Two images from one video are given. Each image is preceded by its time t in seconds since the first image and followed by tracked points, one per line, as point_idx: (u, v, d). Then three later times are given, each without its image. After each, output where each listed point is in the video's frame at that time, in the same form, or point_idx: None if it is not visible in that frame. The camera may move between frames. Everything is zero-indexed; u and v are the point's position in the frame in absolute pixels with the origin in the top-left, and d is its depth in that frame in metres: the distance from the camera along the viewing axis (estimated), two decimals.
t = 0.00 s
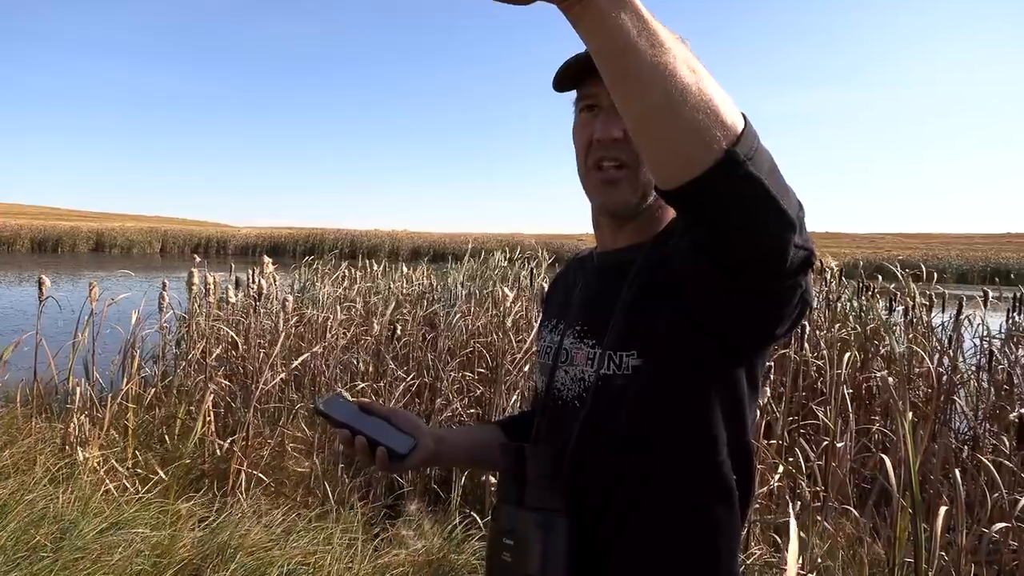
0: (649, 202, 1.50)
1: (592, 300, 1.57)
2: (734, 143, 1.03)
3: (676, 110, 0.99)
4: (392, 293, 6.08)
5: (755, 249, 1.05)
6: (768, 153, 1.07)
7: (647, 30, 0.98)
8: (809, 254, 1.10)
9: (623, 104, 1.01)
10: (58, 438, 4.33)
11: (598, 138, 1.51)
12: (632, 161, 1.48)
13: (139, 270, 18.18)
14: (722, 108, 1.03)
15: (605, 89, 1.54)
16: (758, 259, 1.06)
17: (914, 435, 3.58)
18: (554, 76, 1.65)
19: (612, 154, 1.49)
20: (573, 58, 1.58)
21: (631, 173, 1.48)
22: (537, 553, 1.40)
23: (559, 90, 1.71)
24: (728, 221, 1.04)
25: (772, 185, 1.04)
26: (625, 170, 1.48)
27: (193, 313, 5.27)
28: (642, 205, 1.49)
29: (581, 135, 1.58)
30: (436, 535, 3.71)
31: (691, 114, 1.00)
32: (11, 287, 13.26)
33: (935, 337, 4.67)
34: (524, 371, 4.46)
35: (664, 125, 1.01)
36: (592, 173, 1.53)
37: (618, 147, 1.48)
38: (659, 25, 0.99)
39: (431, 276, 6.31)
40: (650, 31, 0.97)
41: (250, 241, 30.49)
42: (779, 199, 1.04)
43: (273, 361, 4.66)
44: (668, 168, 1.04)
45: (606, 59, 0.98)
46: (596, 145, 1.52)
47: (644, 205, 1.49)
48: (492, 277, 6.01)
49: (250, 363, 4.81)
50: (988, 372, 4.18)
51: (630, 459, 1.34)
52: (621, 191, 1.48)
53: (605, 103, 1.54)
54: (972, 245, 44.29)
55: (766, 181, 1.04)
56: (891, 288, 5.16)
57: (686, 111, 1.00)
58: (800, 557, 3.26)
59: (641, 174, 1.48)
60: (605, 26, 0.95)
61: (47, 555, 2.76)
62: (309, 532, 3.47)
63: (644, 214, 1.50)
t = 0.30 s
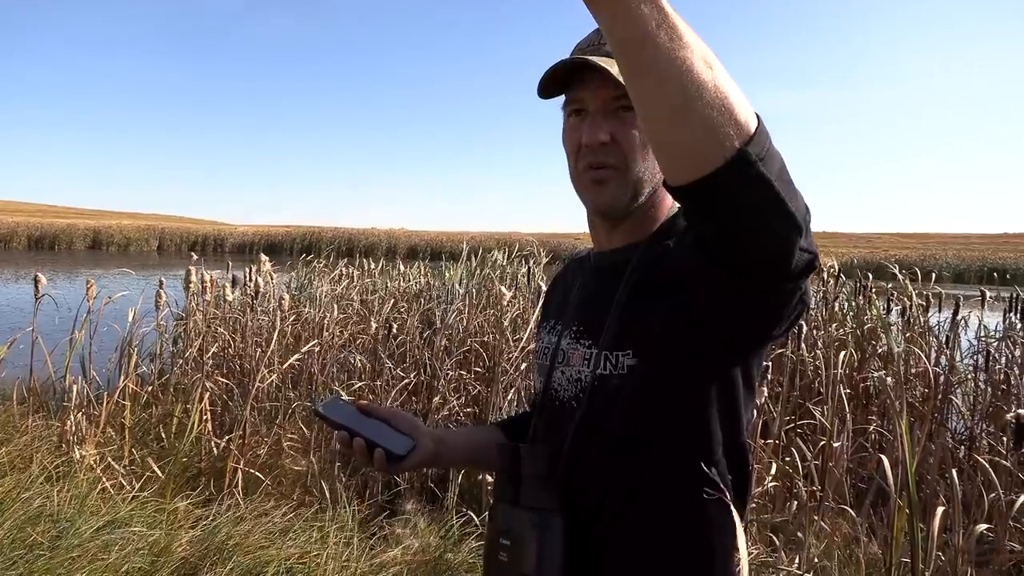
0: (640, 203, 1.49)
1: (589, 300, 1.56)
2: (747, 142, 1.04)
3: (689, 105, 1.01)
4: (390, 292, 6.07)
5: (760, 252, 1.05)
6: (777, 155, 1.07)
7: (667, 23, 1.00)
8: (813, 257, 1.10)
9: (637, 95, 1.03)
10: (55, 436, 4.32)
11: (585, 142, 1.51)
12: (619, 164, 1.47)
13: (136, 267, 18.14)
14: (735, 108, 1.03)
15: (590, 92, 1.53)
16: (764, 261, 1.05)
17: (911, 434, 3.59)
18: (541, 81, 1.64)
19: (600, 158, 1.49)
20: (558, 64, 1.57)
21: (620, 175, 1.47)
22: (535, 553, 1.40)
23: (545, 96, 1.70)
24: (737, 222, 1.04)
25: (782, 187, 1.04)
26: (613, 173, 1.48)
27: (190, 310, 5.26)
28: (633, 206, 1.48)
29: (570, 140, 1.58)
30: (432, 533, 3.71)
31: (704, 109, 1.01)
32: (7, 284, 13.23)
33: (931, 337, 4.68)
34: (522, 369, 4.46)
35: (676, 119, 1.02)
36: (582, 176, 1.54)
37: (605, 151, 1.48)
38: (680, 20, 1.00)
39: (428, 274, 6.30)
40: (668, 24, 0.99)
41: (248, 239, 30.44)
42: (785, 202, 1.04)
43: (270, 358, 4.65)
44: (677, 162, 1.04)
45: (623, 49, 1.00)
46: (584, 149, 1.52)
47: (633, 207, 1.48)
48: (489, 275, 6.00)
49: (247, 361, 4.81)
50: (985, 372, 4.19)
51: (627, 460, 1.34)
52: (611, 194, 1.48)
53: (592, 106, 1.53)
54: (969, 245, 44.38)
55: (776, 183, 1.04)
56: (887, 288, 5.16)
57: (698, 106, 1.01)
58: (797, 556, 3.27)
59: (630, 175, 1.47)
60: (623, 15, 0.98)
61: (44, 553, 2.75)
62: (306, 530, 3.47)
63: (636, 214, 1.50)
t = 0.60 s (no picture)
0: (640, 204, 1.49)
1: (590, 299, 1.56)
2: (748, 140, 1.03)
3: (689, 103, 1.01)
4: (389, 291, 6.06)
5: (757, 252, 1.04)
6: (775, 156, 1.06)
7: (668, 22, 1.00)
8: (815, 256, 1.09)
9: (637, 93, 1.03)
10: (54, 435, 4.32)
11: (586, 144, 1.51)
12: (620, 165, 1.47)
13: (136, 266, 18.13)
14: (735, 106, 1.03)
15: (590, 94, 1.53)
16: (764, 259, 1.05)
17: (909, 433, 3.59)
18: (541, 82, 1.63)
19: (600, 159, 1.49)
20: (558, 65, 1.56)
21: (620, 177, 1.47)
22: (535, 552, 1.39)
23: (545, 97, 1.69)
24: (737, 220, 1.04)
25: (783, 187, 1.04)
26: (613, 175, 1.48)
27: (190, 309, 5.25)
28: (633, 208, 1.48)
29: (570, 142, 1.58)
30: (431, 532, 3.71)
31: (703, 109, 1.01)
32: (7, 283, 13.22)
33: (931, 336, 4.68)
34: (521, 368, 4.46)
35: (676, 117, 1.02)
36: (582, 178, 1.53)
37: (606, 152, 1.48)
38: (681, 18, 1.00)
39: (428, 273, 6.30)
40: (669, 22, 0.99)
41: (247, 237, 30.42)
42: (787, 200, 1.04)
43: (269, 357, 4.65)
44: (678, 160, 1.04)
45: (624, 47, 1.01)
46: (585, 150, 1.51)
47: (634, 209, 1.48)
48: (489, 275, 5.99)
49: (246, 360, 4.81)
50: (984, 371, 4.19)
51: (628, 458, 1.34)
52: (611, 195, 1.48)
53: (592, 108, 1.53)
54: (968, 244, 44.37)
55: (777, 182, 1.04)
56: (887, 287, 5.16)
57: (699, 104, 1.01)
58: (796, 555, 3.27)
59: (630, 177, 1.47)
60: (623, 14, 0.98)
61: (43, 552, 2.75)
62: (304, 529, 3.47)
63: (636, 215, 1.50)
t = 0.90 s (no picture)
0: (640, 204, 1.50)
1: (590, 297, 1.56)
2: (767, 160, 1.02)
3: (709, 122, 1.00)
4: (389, 290, 6.06)
5: (772, 272, 1.04)
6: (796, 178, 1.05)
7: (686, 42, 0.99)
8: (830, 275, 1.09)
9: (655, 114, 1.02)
10: (54, 434, 4.32)
11: (585, 143, 1.51)
12: (620, 165, 1.48)
13: (136, 266, 18.14)
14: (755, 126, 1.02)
15: (589, 93, 1.52)
16: (780, 280, 1.05)
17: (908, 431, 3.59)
18: (539, 81, 1.62)
19: (600, 159, 1.49)
20: (557, 65, 1.55)
21: (620, 177, 1.48)
22: (537, 551, 1.40)
23: (541, 96, 1.68)
24: (754, 241, 1.03)
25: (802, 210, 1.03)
26: (613, 175, 1.48)
27: (189, 308, 5.25)
28: (634, 207, 1.49)
29: (569, 140, 1.58)
30: (431, 531, 3.71)
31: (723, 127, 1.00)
32: (6, 282, 13.23)
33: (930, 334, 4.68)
34: (521, 367, 4.46)
35: (695, 137, 1.01)
36: (582, 178, 1.54)
37: (605, 152, 1.48)
38: (699, 38, 1.00)
39: (427, 272, 6.30)
40: (688, 42, 0.98)
41: (247, 236, 30.42)
42: (804, 220, 1.03)
43: (269, 356, 4.66)
44: (697, 181, 1.03)
45: (644, 66, 1.00)
46: (584, 150, 1.52)
47: (634, 208, 1.49)
48: (488, 273, 5.98)
49: (246, 359, 4.81)
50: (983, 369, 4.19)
51: (630, 457, 1.34)
52: (611, 195, 1.49)
53: (591, 107, 1.53)
54: (968, 242, 44.40)
55: (796, 204, 1.03)
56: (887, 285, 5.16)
57: (716, 124, 1.00)
58: (796, 553, 3.27)
59: (630, 177, 1.47)
60: (641, 36, 0.97)
61: (42, 552, 2.75)
62: (304, 528, 3.48)
63: (636, 215, 1.50)
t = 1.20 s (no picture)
0: (637, 200, 1.50)
1: (589, 296, 1.58)
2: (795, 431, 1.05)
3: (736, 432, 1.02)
4: (389, 288, 6.05)
5: (789, 504, 1.10)
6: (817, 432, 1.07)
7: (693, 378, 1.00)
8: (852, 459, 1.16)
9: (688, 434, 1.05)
10: (53, 431, 4.32)
11: (582, 141, 1.52)
12: (615, 161, 1.48)
13: (136, 264, 18.12)
14: (772, 399, 1.04)
15: (586, 90, 1.54)
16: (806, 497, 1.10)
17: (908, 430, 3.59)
18: (536, 78, 1.63)
19: (596, 156, 1.50)
20: (553, 62, 1.56)
21: (616, 174, 1.48)
22: (536, 549, 1.40)
23: (539, 94, 1.68)
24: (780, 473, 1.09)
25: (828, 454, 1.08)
26: (609, 171, 1.49)
27: (189, 306, 5.23)
28: (630, 204, 1.49)
29: (566, 138, 1.59)
30: (430, 529, 3.72)
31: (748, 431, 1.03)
32: (7, 280, 13.21)
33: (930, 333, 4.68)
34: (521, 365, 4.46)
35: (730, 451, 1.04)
36: (578, 174, 1.54)
37: (601, 149, 1.49)
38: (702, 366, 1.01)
39: (427, 270, 6.31)
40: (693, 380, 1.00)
41: (247, 234, 30.40)
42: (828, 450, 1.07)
43: (268, 354, 4.66)
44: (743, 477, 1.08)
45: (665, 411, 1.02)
46: (580, 147, 1.53)
47: (630, 205, 1.49)
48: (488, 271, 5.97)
49: (245, 356, 4.81)
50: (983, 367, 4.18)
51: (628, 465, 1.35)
52: (607, 192, 1.49)
53: (587, 105, 1.55)
54: (968, 241, 44.34)
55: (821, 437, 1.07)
56: (886, 284, 5.16)
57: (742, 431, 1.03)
58: (795, 552, 3.27)
59: (626, 173, 1.48)
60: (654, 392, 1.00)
61: (40, 549, 2.74)
62: (303, 526, 3.47)
63: (633, 212, 1.51)
